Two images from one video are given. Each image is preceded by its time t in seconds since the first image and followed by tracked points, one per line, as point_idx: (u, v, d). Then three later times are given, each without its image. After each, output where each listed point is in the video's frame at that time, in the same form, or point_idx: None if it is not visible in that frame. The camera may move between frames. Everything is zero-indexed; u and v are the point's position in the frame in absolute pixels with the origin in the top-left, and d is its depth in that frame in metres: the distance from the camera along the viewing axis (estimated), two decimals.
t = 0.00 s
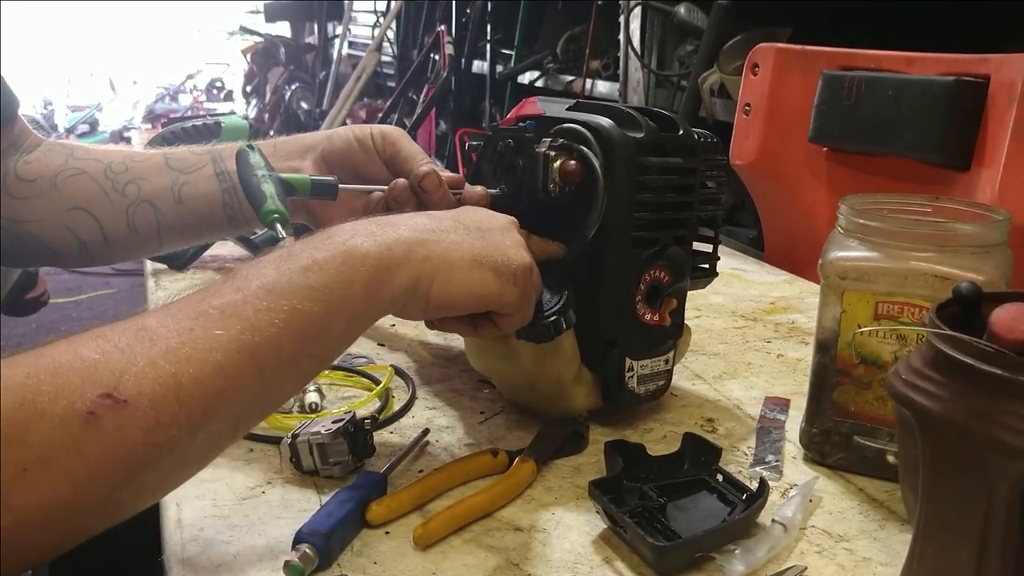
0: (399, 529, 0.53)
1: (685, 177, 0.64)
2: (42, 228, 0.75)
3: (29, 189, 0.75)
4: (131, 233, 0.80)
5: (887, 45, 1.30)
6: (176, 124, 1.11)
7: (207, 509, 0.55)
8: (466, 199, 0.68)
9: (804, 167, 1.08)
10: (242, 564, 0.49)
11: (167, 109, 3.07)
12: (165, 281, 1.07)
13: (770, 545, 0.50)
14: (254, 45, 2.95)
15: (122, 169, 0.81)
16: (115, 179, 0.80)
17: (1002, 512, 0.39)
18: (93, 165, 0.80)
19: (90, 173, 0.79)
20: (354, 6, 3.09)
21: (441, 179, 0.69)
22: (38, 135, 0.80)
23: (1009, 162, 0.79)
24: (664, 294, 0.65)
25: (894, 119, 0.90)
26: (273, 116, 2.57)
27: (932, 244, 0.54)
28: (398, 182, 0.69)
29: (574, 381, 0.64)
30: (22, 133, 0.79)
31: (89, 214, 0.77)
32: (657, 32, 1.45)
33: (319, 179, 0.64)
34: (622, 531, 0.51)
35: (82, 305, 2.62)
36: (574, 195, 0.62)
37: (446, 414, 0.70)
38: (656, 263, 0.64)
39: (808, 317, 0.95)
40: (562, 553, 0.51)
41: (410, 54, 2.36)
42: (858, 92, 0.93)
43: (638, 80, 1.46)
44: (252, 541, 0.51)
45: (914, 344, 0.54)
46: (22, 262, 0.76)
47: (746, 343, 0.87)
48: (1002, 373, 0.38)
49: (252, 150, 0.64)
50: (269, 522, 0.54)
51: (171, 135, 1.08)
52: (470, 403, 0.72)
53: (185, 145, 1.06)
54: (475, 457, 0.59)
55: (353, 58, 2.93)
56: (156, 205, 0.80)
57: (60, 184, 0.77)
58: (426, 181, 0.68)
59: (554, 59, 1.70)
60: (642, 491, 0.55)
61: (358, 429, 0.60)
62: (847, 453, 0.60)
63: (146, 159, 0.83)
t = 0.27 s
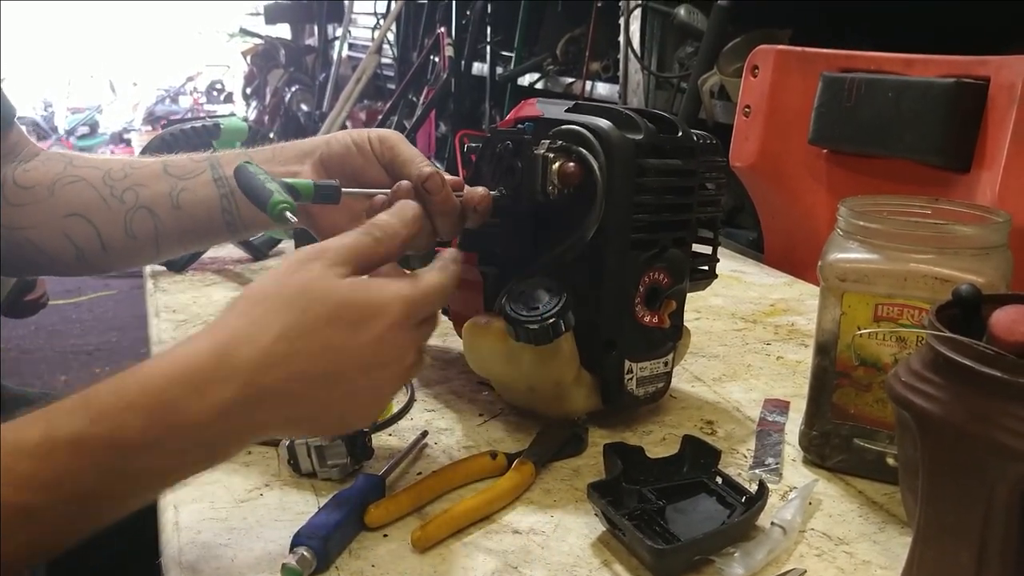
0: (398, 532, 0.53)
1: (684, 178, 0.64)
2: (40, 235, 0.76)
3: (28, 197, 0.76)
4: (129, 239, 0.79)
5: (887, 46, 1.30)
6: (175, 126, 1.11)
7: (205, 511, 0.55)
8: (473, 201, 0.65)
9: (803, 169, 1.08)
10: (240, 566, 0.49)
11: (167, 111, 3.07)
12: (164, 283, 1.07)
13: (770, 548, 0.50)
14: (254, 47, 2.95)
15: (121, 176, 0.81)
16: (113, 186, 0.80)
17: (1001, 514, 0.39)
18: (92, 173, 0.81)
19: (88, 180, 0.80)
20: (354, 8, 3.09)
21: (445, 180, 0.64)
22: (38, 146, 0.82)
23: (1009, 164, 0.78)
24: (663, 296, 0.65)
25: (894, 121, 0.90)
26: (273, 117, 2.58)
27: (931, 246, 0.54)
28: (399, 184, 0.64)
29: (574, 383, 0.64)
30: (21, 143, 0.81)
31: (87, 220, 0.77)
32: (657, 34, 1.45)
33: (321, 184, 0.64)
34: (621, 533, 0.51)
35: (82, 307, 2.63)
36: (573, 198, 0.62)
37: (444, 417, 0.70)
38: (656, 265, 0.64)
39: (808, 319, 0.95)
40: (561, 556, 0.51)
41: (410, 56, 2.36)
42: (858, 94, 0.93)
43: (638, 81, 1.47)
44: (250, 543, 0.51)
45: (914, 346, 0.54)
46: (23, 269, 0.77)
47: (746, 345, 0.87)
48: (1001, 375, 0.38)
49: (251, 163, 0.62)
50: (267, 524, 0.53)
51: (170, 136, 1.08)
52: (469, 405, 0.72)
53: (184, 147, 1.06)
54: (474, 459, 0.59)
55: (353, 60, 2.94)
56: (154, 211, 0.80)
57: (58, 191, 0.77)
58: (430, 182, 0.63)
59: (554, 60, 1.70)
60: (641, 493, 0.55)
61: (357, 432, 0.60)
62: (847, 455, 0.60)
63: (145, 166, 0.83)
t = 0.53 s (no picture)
0: (398, 531, 0.53)
1: (685, 178, 0.64)
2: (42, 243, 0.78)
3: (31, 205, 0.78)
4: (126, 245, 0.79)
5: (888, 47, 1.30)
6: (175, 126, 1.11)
7: (204, 511, 0.55)
8: (474, 203, 0.66)
9: (803, 169, 1.08)
10: (239, 566, 0.49)
11: (167, 111, 3.08)
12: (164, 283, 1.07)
13: (771, 547, 0.50)
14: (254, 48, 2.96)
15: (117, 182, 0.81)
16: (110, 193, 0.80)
17: (1003, 513, 0.39)
18: (92, 180, 0.81)
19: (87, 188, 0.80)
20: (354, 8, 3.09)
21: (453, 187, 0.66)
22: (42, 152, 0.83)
23: (1010, 164, 0.78)
24: (664, 295, 0.65)
25: (894, 121, 0.89)
26: (273, 118, 2.58)
27: (931, 245, 0.54)
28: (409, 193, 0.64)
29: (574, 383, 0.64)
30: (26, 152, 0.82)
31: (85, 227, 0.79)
32: (657, 34, 1.45)
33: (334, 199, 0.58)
34: (622, 533, 0.50)
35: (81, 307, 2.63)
36: (573, 196, 0.62)
37: (445, 416, 0.70)
38: (656, 264, 0.63)
39: (808, 319, 0.95)
40: (561, 556, 0.51)
41: (410, 57, 2.36)
42: (859, 94, 0.93)
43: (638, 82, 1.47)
44: (250, 543, 0.51)
45: (915, 346, 0.54)
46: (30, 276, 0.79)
47: (746, 345, 0.86)
48: (1002, 375, 0.38)
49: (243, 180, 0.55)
50: (267, 524, 0.53)
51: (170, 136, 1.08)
52: (469, 405, 0.72)
53: (184, 147, 1.06)
54: (474, 458, 0.58)
55: (353, 61, 2.94)
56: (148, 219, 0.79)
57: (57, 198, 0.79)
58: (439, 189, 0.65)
59: (554, 61, 1.70)
60: (642, 493, 0.55)
61: (357, 431, 0.60)
62: (848, 455, 0.59)
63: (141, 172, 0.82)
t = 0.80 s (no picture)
0: (400, 532, 0.53)
1: (687, 179, 0.64)
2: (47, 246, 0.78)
3: (34, 208, 0.79)
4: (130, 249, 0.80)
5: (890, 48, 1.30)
6: (177, 127, 1.11)
7: (207, 511, 0.55)
8: (463, 206, 0.66)
9: (805, 171, 1.08)
10: (243, 566, 0.49)
11: (169, 113, 3.08)
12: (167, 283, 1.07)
13: (773, 549, 0.50)
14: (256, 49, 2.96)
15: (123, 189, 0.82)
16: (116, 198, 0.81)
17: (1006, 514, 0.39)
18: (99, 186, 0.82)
19: (93, 194, 0.80)
20: (356, 10, 3.09)
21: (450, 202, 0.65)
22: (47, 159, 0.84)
23: (1012, 165, 0.78)
24: (667, 296, 0.65)
25: (898, 122, 0.89)
26: (275, 119, 2.59)
27: (934, 246, 0.54)
28: (412, 211, 0.65)
29: (576, 384, 0.64)
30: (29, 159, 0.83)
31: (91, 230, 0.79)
32: (659, 36, 1.45)
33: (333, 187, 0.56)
34: (625, 534, 0.50)
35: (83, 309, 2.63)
36: (576, 197, 0.62)
37: (447, 417, 0.70)
38: (659, 265, 0.63)
39: (811, 320, 0.95)
40: (563, 556, 0.51)
41: (412, 58, 2.37)
42: (861, 94, 0.93)
43: (640, 83, 1.47)
44: (252, 544, 0.51)
45: (918, 347, 0.54)
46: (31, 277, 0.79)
47: (748, 347, 0.86)
48: (1005, 375, 0.38)
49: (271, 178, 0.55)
50: (269, 524, 0.53)
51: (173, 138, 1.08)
52: (471, 406, 0.72)
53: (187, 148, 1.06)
54: (476, 460, 0.58)
55: (355, 62, 2.94)
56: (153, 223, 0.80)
57: (63, 202, 0.79)
58: (438, 207, 0.64)
59: (556, 62, 1.69)
60: (644, 494, 0.55)
61: (359, 432, 0.60)
62: (850, 456, 0.59)
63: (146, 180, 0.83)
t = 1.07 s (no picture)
0: (402, 531, 0.53)
1: (688, 178, 0.64)
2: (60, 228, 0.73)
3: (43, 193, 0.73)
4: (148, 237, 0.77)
5: (891, 47, 1.30)
6: (179, 126, 1.11)
7: (209, 510, 0.55)
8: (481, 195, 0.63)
9: (807, 170, 1.08)
10: (245, 565, 0.49)
11: (171, 112, 3.08)
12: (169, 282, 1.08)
13: (776, 547, 0.50)
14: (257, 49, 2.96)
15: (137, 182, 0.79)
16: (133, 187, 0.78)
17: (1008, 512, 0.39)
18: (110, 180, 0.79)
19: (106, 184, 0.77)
20: (358, 10, 3.10)
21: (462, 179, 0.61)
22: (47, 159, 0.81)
23: (1015, 163, 0.78)
24: (668, 295, 0.65)
25: (900, 120, 0.89)
26: (277, 119, 2.59)
27: (935, 244, 0.54)
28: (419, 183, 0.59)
29: (578, 383, 0.64)
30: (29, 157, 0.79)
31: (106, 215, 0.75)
32: (661, 34, 1.45)
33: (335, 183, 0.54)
34: (627, 532, 0.50)
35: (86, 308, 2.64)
36: (577, 196, 0.62)
37: (449, 416, 0.70)
38: (660, 264, 0.63)
39: (813, 319, 0.95)
40: (566, 555, 0.51)
41: (414, 58, 2.37)
42: (864, 93, 0.93)
43: (642, 82, 1.47)
44: (255, 542, 0.51)
45: (920, 345, 0.54)
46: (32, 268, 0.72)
47: (750, 345, 0.86)
48: (1009, 373, 0.38)
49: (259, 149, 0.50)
50: (272, 523, 0.53)
51: (174, 137, 1.08)
52: (473, 404, 0.72)
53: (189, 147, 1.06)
54: (478, 459, 0.58)
55: (357, 62, 2.95)
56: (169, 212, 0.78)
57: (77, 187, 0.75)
58: (448, 180, 0.60)
59: (558, 62, 1.68)
60: (646, 493, 0.55)
61: (361, 431, 0.60)
62: (853, 455, 0.59)
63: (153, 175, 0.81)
